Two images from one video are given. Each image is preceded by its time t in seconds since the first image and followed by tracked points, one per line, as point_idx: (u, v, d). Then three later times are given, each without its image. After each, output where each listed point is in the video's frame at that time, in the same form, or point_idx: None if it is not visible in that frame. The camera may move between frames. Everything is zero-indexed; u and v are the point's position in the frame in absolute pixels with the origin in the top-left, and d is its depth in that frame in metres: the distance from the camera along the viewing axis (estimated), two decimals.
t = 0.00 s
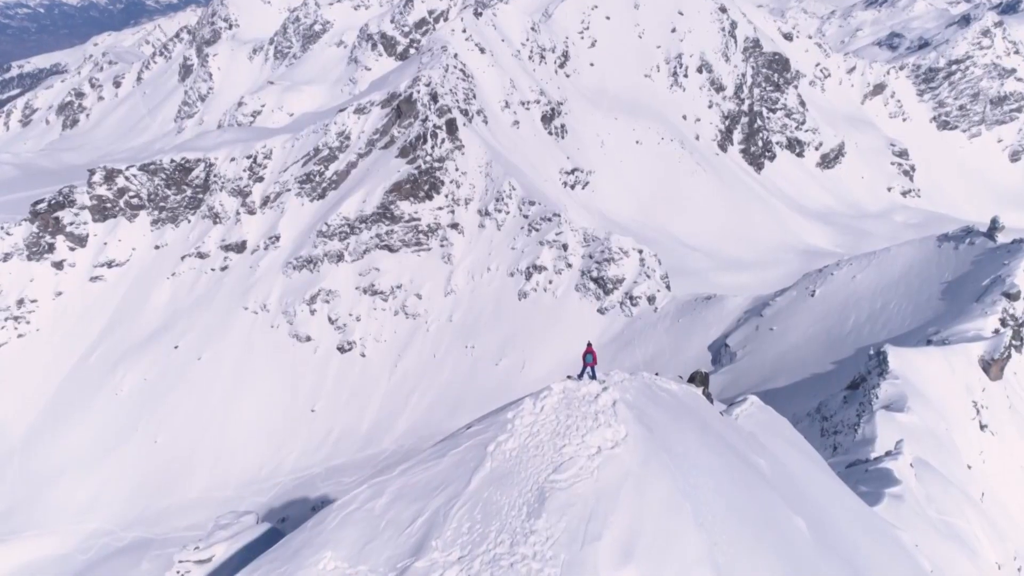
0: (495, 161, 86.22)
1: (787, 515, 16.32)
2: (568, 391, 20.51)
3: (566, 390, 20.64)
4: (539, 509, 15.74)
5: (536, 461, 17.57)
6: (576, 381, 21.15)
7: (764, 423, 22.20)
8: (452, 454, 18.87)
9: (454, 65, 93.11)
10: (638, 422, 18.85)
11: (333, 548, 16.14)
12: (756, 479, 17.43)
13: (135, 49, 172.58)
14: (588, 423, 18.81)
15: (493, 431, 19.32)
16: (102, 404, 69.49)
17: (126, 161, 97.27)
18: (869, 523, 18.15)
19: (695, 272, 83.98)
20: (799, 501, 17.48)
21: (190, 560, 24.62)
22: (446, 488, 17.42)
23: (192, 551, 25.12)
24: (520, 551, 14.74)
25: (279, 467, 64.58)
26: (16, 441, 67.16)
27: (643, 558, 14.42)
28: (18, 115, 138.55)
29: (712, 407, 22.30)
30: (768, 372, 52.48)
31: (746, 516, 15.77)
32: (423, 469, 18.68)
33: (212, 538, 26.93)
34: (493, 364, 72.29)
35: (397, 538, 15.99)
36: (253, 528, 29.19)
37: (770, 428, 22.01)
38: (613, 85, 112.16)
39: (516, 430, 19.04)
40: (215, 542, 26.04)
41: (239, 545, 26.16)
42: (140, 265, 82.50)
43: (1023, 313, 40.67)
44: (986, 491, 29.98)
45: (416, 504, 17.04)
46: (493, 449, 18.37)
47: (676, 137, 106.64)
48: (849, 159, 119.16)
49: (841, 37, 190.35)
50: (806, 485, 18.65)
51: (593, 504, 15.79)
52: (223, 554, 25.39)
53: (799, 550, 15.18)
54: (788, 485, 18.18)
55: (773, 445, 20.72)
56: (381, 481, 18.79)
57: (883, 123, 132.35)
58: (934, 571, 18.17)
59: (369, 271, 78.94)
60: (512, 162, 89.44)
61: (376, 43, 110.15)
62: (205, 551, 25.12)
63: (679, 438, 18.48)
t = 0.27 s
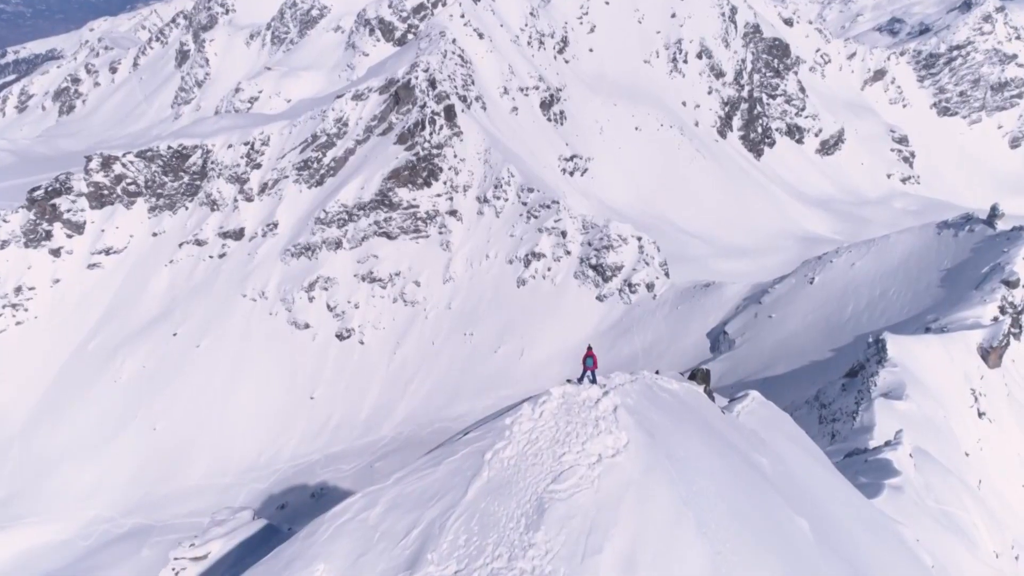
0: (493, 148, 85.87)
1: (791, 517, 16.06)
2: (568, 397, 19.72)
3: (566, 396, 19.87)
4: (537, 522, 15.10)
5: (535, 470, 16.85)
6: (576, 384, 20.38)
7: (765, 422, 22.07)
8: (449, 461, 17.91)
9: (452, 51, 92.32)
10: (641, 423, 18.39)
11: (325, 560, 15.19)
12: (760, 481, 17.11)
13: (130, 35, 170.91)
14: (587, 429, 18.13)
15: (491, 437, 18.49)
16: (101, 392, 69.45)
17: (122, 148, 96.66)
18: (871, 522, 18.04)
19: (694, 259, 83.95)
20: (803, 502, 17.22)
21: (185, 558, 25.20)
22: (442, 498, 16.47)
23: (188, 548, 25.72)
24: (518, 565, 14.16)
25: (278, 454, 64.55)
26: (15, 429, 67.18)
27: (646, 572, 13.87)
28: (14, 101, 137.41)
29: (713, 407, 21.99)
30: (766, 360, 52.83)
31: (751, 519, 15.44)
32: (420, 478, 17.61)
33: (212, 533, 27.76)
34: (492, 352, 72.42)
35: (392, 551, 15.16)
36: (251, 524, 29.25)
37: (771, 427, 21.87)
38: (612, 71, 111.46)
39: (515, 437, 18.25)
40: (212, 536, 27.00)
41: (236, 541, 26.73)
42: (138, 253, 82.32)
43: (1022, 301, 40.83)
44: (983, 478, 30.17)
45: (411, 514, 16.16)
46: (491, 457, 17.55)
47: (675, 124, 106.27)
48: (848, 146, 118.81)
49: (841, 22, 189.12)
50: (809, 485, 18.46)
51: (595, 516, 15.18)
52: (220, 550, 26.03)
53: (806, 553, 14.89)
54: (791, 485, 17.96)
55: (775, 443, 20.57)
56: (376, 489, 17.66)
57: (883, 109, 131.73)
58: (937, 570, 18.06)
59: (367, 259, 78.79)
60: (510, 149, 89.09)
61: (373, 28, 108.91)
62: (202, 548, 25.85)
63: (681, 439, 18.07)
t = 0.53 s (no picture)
0: (491, 134, 85.54)
1: (796, 520, 15.52)
2: (568, 403, 18.43)
3: (566, 401, 18.57)
4: (536, 535, 14.29)
5: (533, 480, 15.89)
6: (577, 388, 19.18)
7: (767, 416, 21.28)
8: (445, 470, 16.82)
9: (449, 36, 91.47)
10: (643, 428, 17.50)
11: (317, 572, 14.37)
12: (763, 482, 16.52)
13: (126, 19, 169.20)
14: (588, 437, 17.07)
15: (488, 445, 17.33)
16: (100, 379, 69.56)
17: (118, 135, 95.96)
18: (879, 522, 17.50)
19: (693, 246, 83.94)
20: (806, 502, 16.71)
21: (180, 555, 25.68)
22: (440, 508, 15.55)
23: (184, 545, 26.12)
24: None
25: (277, 441, 64.35)
26: (15, 418, 67.16)
27: None
28: (9, 87, 136.14)
29: (716, 403, 21.03)
30: (764, 347, 53.00)
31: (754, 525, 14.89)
32: (416, 487, 16.56)
33: (209, 530, 27.90)
34: (491, 339, 72.56)
35: (387, 563, 14.36)
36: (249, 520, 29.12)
37: (774, 422, 21.07)
38: (611, 57, 110.75)
39: (513, 445, 17.05)
40: (206, 535, 27.32)
41: (233, 537, 27.07)
42: (135, 240, 82.06)
43: (1021, 288, 40.98)
44: (981, 465, 30.34)
45: (409, 525, 15.27)
46: (488, 466, 16.45)
47: (674, 110, 105.91)
48: (848, 133, 118.45)
49: (841, 7, 187.69)
50: (812, 483, 17.91)
51: (596, 529, 14.46)
52: (216, 546, 26.42)
53: (810, 558, 14.40)
54: (794, 485, 17.37)
55: (777, 440, 19.89)
56: (372, 497, 16.84)
57: (882, 95, 131.22)
58: (937, 563, 17.89)
59: (365, 246, 78.62)
60: (508, 135, 88.71)
61: (370, 14, 107.51)
62: (197, 546, 26.19)
63: (684, 443, 17.28)
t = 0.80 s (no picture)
0: (490, 122, 85.32)
1: (798, 523, 15.30)
2: (568, 410, 17.69)
3: (566, 406, 17.85)
4: (535, 547, 13.80)
5: (532, 489, 15.29)
6: (577, 392, 18.40)
7: (767, 413, 20.95)
8: (441, 478, 16.04)
9: (447, 24, 90.93)
10: (644, 432, 17.02)
11: None
12: (765, 485, 16.20)
13: (121, 6, 167.30)
14: (588, 444, 16.47)
15: (487, 451, 16.62)
16: (99, 369, 69.58)
17: (114, 123, 95.31)
18: (883, 522, 17.32)
19: (693, 235, 83.83)
20: (808, 504, 16.47)
21: (177, 553, 25.55)
22: (437, 517, 14.90)
23: (180, 542, 26.01)
24: None
25: (277, 430, 64.42)
26: (14, 407, 67.09)
27: None
28: (5, 75, 134.85)
29: (717, 401, 20.58)
30: (762, 336, 53.27)
31: (757, 531, 14.64)
32: (411, 493, 15.91)
33: (205, 526, 27.69)
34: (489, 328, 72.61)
35: None
36: (246, 516, 28.77)
37: (775, 419, 20.73)
38: (611, 45, 110.17)
39: (511, 452, 16.39)
40: (203, 532, 27.11)
41: (229, 534, 26.80)
42: (132, 229, 81.85)
43: (1020, 277, 40.83)
44: (979, 455, 30.57)
45: (405, 535, 14.56)
46: (486, 474, 15.82)
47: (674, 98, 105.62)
48: (848, 121, 118.13)
49: None
50: (814, 483, 17.67)
51: (596, 540, 14.01)
52: (212, 545, 26.21)
53: (814, 564, 14.19)
54: (796, 487, 17.11)
55: (778, 438, 19.57)
56: (366, 506, 15.83)
57: (882, 83, 130.73)
58: (937, 559, 17.84)
59: (364, 235, 78.64)
60: (506, 123, 88.49)
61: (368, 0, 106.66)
62: (193, 543, 26.05)
63: (685, 446, 16.83)
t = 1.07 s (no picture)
0: (488, 108, 85.29)
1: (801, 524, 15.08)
2: (569, 418, 17.07)
3: (567, 413, 17.31)
4: (536, 561, 13.05)
5: (531, 501, 14.54)
6: (577, 398, 17.94)
7: (768, 409, 20.73)
8: (437, 489, 15.01)
9: (445, 9, 90.40)
10: (645, 435, 16.66)
11: None
12: (769, 490, 15.84)
13: None
14: (589, 454, 15.84)
15: (485, 460, 15.75)
16: (98, 356, 69.61)
17: (110, 110, 94.63)
18: (888, 523, 17.07)
19: (692, 222, 83.67)
20: (810, 503, 16.26)
21: (172, 549, 25.09)
22: (432, 530, 13.87)
23: (175, 539, 25.49)
24: None
25: (276, 417, 64.50)
26: (14, 395, 67.14)
27: None
28: None
29: (718, 400, 20.27)
30: (760, 323, 53.59)
31: (760, 535, 14.29)
32: (405, 507, 14.68)
33: (200, 521, 27.49)
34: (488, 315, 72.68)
35: None
36: (241, 513, 28.86)
37: (778, 417, 20.39)
38: (610, 30, 109.44)
39: (510, 462, 15.59)
40: (197, 528, 26.68)
41: (225, 532, 26.81)
42: (130, 216, 81.66)
43: (1018, 264, 41.03)
44: (977, 442, 30.80)
45: (399, 550, 13.51)
46: (485, 485, 14.92)
47: (673, 84, 105.21)
48: (848, 106, 117.65)
49: None
50: (815, 481, 17.49)
51: (599, 551, 13.39)
52: (208, 542, 26.10)
53: (819, 569, 13.87)
54: (798, 487, 16.90)
55: (780, 436, 19.34)
56: (361, 517, 14.63)
57: (882, 68, 130.13)
58: (939, 555, 17.70)
59: (362, 222, 78.59)
60: (505, 109, 88.26)
61: None
62: (189, 540, 25.70)
63: (688, 452, 16.44)
